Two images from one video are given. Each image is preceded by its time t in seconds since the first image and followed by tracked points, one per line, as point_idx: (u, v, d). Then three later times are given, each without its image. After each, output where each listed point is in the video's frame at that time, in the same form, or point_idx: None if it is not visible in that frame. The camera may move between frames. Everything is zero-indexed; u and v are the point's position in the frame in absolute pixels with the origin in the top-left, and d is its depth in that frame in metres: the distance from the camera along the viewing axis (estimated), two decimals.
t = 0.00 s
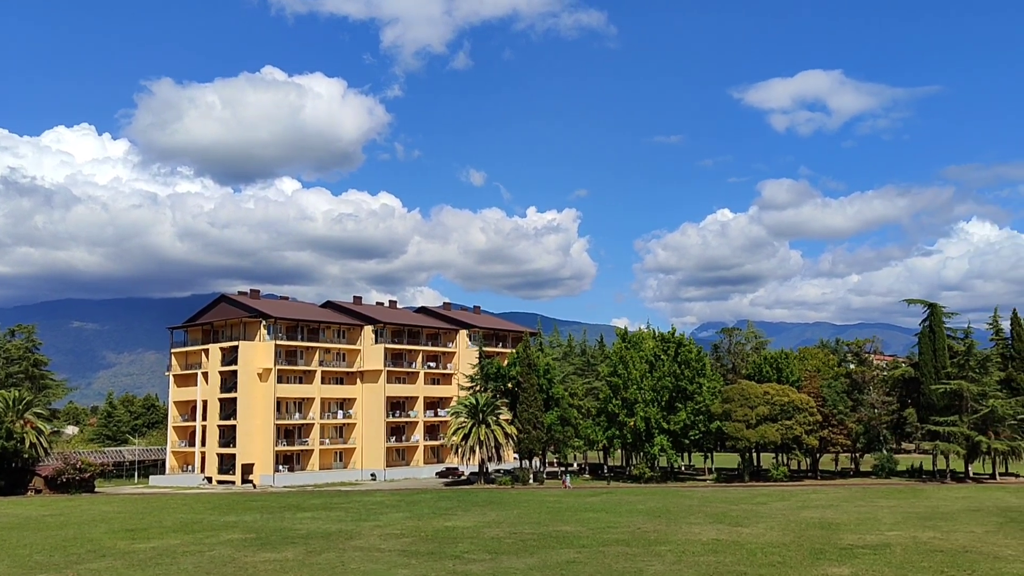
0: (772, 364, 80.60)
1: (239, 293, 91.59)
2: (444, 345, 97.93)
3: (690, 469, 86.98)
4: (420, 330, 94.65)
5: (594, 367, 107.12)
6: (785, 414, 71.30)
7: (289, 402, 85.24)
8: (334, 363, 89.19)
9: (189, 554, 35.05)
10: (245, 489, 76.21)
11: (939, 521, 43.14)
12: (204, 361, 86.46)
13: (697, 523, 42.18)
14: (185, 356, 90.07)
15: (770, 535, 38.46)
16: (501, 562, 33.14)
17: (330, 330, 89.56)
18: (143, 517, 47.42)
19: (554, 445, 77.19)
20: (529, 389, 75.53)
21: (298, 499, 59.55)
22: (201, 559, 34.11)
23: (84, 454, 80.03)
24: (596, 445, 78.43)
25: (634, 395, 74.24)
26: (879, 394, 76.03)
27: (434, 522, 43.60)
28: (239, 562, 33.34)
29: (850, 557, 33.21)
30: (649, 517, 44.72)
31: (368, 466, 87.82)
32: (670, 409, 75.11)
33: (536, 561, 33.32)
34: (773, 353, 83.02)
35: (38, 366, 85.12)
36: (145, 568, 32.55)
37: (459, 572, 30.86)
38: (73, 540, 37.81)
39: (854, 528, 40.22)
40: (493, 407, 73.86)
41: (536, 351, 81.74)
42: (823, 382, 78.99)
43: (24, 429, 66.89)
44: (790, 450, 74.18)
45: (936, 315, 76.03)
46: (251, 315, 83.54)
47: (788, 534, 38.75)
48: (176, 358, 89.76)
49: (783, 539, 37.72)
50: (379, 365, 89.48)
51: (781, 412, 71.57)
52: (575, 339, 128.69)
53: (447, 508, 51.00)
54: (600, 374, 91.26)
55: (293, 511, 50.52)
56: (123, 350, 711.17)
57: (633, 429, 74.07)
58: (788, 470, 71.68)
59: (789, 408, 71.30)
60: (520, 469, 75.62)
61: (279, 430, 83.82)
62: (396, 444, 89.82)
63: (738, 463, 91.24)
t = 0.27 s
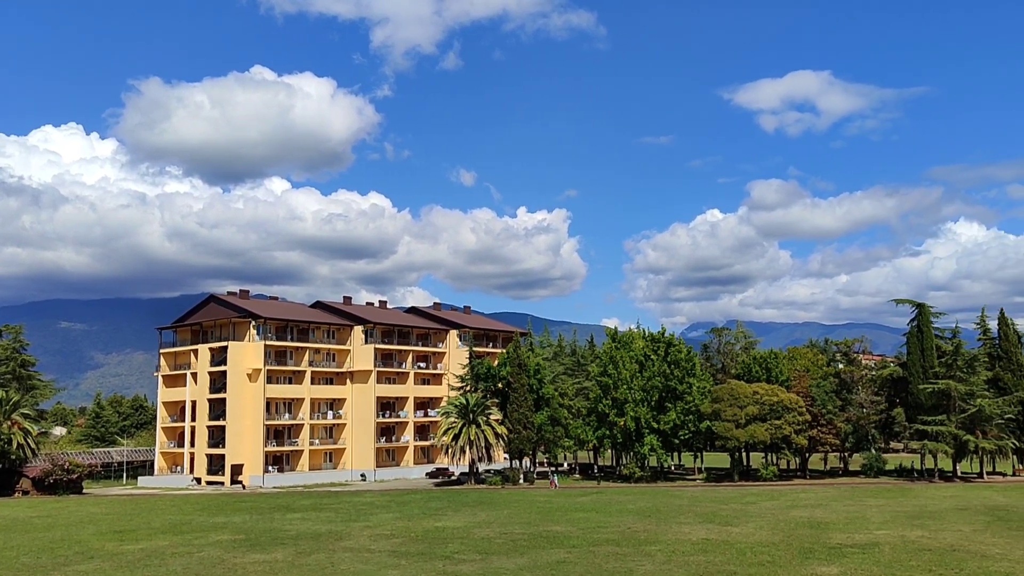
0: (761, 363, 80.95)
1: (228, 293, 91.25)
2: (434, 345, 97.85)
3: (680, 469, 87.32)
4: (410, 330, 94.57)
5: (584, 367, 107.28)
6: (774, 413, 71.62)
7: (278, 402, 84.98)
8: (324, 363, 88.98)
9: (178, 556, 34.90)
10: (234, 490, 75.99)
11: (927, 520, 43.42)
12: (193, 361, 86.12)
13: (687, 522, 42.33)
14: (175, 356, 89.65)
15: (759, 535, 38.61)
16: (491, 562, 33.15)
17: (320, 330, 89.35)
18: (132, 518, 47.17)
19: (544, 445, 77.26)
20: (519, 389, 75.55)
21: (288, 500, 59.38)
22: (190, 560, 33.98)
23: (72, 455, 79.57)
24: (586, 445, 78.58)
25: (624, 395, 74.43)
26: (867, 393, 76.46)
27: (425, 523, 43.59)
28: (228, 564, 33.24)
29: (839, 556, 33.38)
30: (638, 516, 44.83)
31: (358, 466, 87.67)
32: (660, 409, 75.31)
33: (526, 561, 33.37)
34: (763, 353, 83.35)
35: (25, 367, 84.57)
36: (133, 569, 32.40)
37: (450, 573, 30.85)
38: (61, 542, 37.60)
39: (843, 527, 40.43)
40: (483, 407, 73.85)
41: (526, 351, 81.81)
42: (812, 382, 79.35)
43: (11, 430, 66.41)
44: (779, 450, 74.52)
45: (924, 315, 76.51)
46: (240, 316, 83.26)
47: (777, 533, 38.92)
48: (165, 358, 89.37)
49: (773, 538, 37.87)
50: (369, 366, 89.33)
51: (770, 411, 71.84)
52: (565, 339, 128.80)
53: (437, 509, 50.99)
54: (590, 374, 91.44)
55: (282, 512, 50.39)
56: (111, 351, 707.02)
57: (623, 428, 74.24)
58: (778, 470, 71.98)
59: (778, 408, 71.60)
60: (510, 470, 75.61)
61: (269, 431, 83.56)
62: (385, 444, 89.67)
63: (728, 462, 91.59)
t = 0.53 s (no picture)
0: (751, 364, 81.24)
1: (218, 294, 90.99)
2: (425, 346, 97.80)
3: (671, 469, 87.55)
4: (401, 331, 94.47)
5: (575, 368, 107.46)
6: (764, 414, 71.88)
7: (269, 403, 84.69)
8: (314, 364, 88.75)
9: (168, 557, 34.74)
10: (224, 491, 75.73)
11: (915, 520, 43.67)
12: (182, 362, 85.77)
13: (677, 522, 42.43)
14: (164, 357, 89.26)
15: (749, 535, 38.74)
16: (481, 563, 33.14)
17: (310, 331, 89.16)
18: (120, 520, 46.91)
19: (534, 446, 77.34)
20: (510, 390, 75.60)
21: (278, 501, 59.19)
22: (179, 562, 33.84)
23: (60, 457, 79.09)
24: (577, 445, 78.69)
25: (615, 396, 74.60)
26: (857, 394, 76.83)
27: (415, 524, 43.55)
28: (218, 565, 33.14)
29: (829, 556, 33.54)
30: (629, 517, 44.89)
31: (348, 468, 87.48)
32: (650, 409, 75.49)
33: (517, 562, 33.38)
34: (753, 353, 83.71)
35: (13, 368, 84.01)
36: (122, 571, 32.24)
37: (440, 573, 30.83)
38: (49, 544, 37.38)
39: (832, 527, 40.62)
40: (474, 408, 73.86)
41: (517, 352, 81.90)
42: (802, 382, 79.65)
43: None
44: (769, 450, 74.78)
45: (913, 315, 77.00)
46: (230, 316, 83.00)
47: (767, 533, 39.06)
48: (154, 359, 88.98)
49: (763, 538, 38.00)
50: (359, 367, 89.18)
51: (760, 411, 72.05)
52: (556, 339, 128.94)
53: (428, 510, 50.93)
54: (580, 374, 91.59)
55: (272, 513, 50.24)
56: (99, 352, 703.06)
57: (613, 429, 74.37)
58: (768, 470, 72.22)
59: (768, 408, 71.85)
60: (500, 470, 75.62)
61: (259, 432, 83.28)
62: (376, 446, 89.49)
63: (718, 463, 91.87)
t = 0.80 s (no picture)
0: (737, 364, 81.60)
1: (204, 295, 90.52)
2: (412, 347, 97.64)
3: (657, 468, 87.87)
4: (388, 331, 94.27)
5: (562, 368, 107.61)
6: (750, 414, 72.22)
7: (255, 404, 84.27)
8: (300, 365, 88.40)
9: (153, 559, 34.52)
10: (210, 493, 75.33)
11: (900, 518, 43.97)
12: (168, 363, 85.26)
13: (664, 522, 42.56)
14: (149, 358, 88.71)
15: (735, 534, 38.89)
16: (468, 563, 33.11)
17: (297, 331, 88.83)
18: (105, 522, 46.58)
19: (521, 446, 77.38)
20: (498, 391, 75.63)
21: (264, 502, 58.91)
22: (165, 564, 33.63)
23: (44, 459, 78.45)
24: (564, 445, 78.78)
25: (602, 396, 74.75)
26: (842, 393, 77.31)
27: (402, 525, 43.47)
28: (204, 567, 32.97)
29: (815, 555, 33.73)
30: (616, 516, 44.96)
31: (335, 468, 87.22)
32: (637, 409, 75.69)
33: (504, 562, 33.38)
34: (739, 353, 84.10)
35: None
36: (106, 573, 32.02)
37: (427, 574, 30.79)
38: (33, 546, 37.08)
39: (818, 526, 40.86)
40: (462, 408, 73.82)
41: (504, 352, 81.92)
42: (788, 382, 80.07)
43: None
44: (755, 450, 75.13)
45: (898, 315, 77.56)
46: (216, 317, 82.58)
47: (754, 533, 39.23)
48: (140, 360, 88.40)
49: (749, 537, 38.16)
50: (346, 368, 88.91)
51: (747, 411, 72.35)
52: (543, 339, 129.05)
53: (415, 510, 50.84)
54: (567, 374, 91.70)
55: (259, 514, 50.02)
56: (83, 352, 697.54)
57: (600, 429, 74.50)
58: (754, 469, 72.58)
59: (754, 408, 72.19)
60: (488, 471, 75.59)
61: (245, 433, 82.90)
62: (363, 446, 89.28)
63: (705, 462, 92.24)
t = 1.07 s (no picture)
0: (723, 364, 81.98)
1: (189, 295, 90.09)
2: (399, 347, 97.46)
3: (644, 469, 88.20)
4: (374, 332, 94.06)
5: (549, 368, 107.69)
6: (736, 414, 72.55)
7: (241, 405, 83.86)
8: (287, 366, 88.05)
9: (137, 561, 34.31)
10: (195, 494, 74.92)
11: (884, 518, 44.32)
12: (153, 363, 84.72)
13: (650, 522, 42.69)
14: (134, 359, 88.16)
15: (721, 534, 39.05)
16: (455, 564, 33.10)
17: (283, 332, 88.48)
18: (88, 523, 46.26)
19: (508, 446, 77.42)
20: (484, 391, 75.62)
21: (249, 503, 58.63)
22: (149, 565, 33.42)
23: (27, 460, 77.78)
24: (551, 446, 78.85)
25: (589, 396, 74.86)
26: (827, 393, 77.77)
27: (389, 525, 43.39)
28: (189, 568, 32.80)
29: (800, 554, 33.93)
30: (602, 517, 45.03)
31: (321, 469, 86.93)
32: (624, 409, 75.88)
33: (490, 563, 33.38)
34: (725, 354, 84.47)
35: None
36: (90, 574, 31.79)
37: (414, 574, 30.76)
38: (16, 548, 36.79)
39: (803, 526, 41.12)
40: (448, 409, 73.75)
41: (491, 352, 81.90)
42: (774, 382, 80.48)
43: None
44: (741, 450, 75.48)
45: (882, 316, 78.11)
46: (202, 317, 82.14)
47: (739, 532, 39.41)
48: (124, 360, 87.81)
49: (735, 537, 38.35)
50: (332, 368, 88.65)
51: (733, 411, 72.67)
52: (530, 340, 129.13)
53: (402, 511, 50.76)
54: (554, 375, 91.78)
55: (244, 515, 49.80)
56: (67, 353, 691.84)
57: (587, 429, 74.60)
58: (740, 469, 72.92)
59: (740, 408, 72.52)
60: (474, 471, 75.56)
61: (231, 434, 82.50)
62: (349, 447, 89.03)
63: (691, 462, 92.62)
